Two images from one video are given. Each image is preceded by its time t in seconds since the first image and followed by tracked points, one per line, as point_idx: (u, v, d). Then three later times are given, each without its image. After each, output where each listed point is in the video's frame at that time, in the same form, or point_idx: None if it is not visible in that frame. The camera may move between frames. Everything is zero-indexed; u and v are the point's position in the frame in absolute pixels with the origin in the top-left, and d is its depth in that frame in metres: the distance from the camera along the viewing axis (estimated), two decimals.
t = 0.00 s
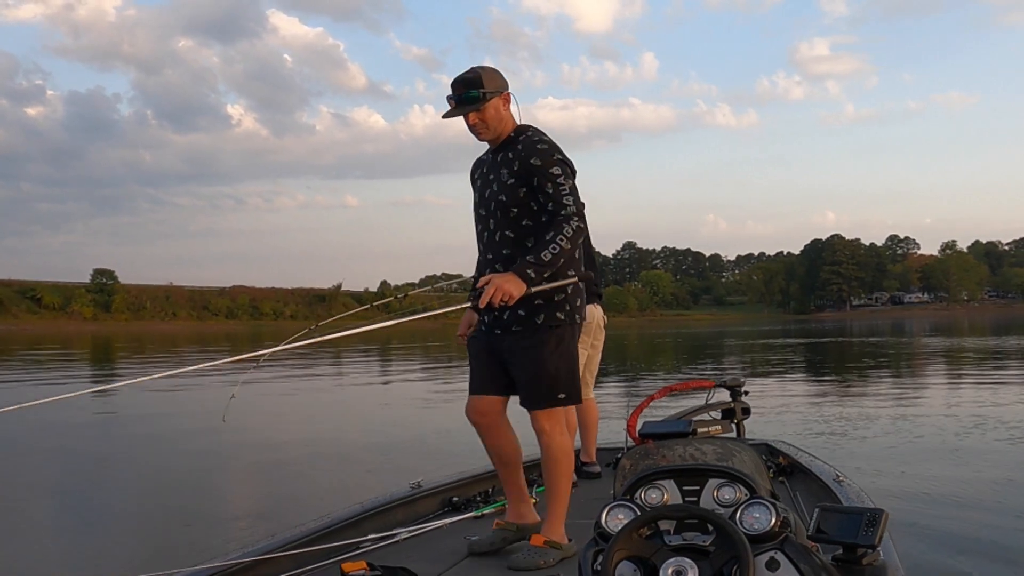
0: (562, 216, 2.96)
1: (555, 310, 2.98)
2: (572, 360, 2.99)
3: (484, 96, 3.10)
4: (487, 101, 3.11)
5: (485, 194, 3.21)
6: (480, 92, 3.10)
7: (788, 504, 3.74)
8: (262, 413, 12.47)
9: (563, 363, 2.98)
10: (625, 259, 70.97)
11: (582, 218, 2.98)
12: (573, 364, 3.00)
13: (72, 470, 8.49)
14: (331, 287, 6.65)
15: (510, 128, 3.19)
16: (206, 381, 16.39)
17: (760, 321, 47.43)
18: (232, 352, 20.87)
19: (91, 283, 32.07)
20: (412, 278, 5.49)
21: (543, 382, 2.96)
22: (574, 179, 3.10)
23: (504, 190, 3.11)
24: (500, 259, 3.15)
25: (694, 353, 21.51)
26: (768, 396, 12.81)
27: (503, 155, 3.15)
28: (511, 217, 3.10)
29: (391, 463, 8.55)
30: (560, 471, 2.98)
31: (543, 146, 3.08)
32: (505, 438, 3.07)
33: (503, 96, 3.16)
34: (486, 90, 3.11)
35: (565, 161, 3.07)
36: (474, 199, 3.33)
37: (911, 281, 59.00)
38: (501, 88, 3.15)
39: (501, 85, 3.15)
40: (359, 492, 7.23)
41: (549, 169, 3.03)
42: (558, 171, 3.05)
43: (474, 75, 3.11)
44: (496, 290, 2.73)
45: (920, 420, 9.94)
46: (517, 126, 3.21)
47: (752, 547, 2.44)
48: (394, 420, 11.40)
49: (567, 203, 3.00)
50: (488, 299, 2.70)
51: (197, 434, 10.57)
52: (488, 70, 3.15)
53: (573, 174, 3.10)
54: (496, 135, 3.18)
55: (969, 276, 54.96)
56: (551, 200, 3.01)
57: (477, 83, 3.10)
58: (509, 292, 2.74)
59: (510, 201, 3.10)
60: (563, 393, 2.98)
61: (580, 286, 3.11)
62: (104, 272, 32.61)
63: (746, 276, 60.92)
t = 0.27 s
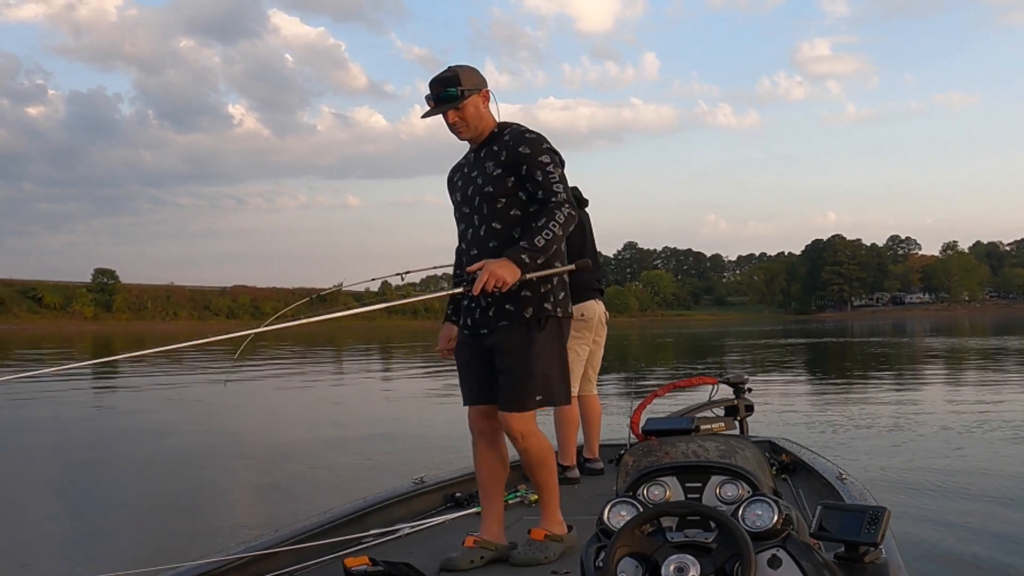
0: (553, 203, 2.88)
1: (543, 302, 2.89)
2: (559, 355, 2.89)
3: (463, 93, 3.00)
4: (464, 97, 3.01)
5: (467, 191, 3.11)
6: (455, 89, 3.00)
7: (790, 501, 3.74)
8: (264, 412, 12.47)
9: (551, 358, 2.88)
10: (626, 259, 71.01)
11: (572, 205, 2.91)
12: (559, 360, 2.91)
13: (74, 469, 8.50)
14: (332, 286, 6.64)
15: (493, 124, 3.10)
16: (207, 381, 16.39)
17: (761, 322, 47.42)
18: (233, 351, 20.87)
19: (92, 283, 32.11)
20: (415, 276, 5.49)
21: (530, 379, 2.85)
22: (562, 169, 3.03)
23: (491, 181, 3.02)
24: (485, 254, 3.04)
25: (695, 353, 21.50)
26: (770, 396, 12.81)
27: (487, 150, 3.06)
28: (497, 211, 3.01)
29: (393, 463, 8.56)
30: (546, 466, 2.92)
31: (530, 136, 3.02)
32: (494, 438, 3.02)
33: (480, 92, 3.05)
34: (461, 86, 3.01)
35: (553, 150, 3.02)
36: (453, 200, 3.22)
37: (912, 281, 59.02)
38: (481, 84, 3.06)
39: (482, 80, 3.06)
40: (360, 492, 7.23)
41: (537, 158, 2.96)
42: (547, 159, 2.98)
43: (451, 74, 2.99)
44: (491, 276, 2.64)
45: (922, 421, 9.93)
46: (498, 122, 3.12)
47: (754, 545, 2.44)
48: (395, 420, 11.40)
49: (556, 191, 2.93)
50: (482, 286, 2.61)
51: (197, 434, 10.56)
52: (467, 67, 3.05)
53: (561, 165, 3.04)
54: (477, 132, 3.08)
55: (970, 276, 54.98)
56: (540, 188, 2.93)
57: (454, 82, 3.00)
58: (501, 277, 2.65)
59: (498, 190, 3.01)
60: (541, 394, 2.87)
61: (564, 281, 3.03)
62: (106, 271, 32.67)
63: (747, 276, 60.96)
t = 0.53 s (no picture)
0: (553, 206, 2.69)
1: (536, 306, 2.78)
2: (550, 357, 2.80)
3: (422, 108, 2.83)
4: (434, 108, 2.83)
5: (462, 195, 2.90)
6: (419, 104, 2.84)
7: (799, 502, 3.73)
8: (266, 413, 12.47)
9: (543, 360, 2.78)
10: (627, 260, 71.05)
11: (573, 210, 2.72)
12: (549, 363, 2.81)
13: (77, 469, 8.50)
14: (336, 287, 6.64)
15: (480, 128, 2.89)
16: (209, 381, 16.39)
17: (762, 322, 47.38)
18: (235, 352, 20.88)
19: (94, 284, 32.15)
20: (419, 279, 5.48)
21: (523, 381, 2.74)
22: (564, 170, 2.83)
23: (488, 184, 2.82)
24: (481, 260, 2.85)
25: (697, 353, 21.50)
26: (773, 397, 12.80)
27: (479, 153, 2.86)
28: (492, 215, 2.81)
29: (396, 463, 8.55)
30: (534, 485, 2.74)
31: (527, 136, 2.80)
32: (488, 451, 2.93)
33: (452, 101, 2.83)
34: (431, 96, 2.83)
35: (554, 152, 2.79)
36: (445, 204, 3.01)
37: (914, 282, 59.00)
38: (458, 89, 2.85)
39: (460, 84, 2.86)
40: (364, 492, 7.23)
41: (536, 159, 2.75)
42: (547, 160, 2.77)
43: (416, 87, 2.84)
44: (486, 276, 2.48)
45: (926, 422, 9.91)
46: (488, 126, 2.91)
47: (763, 546, 2.42)
48: (397, 421, 11.39)
49: (557, 195, 2.72)
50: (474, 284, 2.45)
51: (200, 435, 10.56)
52: (441, 74, 2.86)
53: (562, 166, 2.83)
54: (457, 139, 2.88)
55: (972, 277, 55.00)
56: (540, 191, 2.73)
57: (416, 96, 2.85)
58: (496, 276, 2.50)
59: (495, 194, 2.80)
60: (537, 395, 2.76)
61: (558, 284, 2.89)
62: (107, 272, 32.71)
63: (748, 276, 60.97)
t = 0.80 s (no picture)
0: (563, 233, 2.59)
1: (548, 342, 2.63)
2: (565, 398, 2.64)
3: (430, 131, 2.81)
4: (444, 130, 2.80)
5: (470, 221, 2.83)
6: (430, 127, 2.82)
7: (807, 504, 3.74)
8: (268, 415, 12.48)
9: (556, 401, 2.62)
10: (627, 260, 71.08)
11: (583, 237, 2.61)
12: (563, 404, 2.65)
13: (80, 472, 8.50)
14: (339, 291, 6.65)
15: (493, 149, 2.83)
16: (211, 384, 16.41)
17: (763, 323, 47.42)
18: (237, 354, 20.90)
19: (95, 287, 32.19)
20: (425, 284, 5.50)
21: (534, 423, 2.59)
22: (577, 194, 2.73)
23: (496, 210, 2.74)
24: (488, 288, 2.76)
25: (698, 354, 21.51)
26: (775, 398, 12.81)
27: (488, 178, 2.80)
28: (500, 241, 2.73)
29: (399, 466, 8.55)
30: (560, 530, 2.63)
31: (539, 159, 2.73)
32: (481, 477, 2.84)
33: (461, 124, 2.79)
34: (440, 119, 2.80)
35: (565, 176, 2.71)
36: (457, 228, 2.95)
37: (914, 282, 59.00)
38: (470, 109, 2.82)
39: (472, 103, 2.82)
40: (368, 495, 7.24)
41: (546, 182, 2.66)
42: (559, 183, 2.67)
43: (425, 111, 2.83)
44: (493, 304, 2.39)
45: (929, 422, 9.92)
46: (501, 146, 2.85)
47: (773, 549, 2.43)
48: (400, 423, 11.39)
49: (569, 220, 2.62)
50: (478, 313, 2.36)
51: (203, 437, 10.56)
52: (451, 93, 2.83)
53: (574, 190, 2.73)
54: (466, 162, 2.84)
55: (973, 277, 55.03)
56: (550, 216, 2.63)
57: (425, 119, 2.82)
58: (498, 306, 2.39)
59: (503, 221, 2.72)
60: (550, 442, 2.60)
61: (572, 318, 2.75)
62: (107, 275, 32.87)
63: (748, 276, 60.98)
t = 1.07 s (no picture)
0: (581, 265, 2.58)
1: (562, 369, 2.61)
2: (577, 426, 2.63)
3: (458, 128, 2.74)
4: (475, 129, 2.75)
5: (489, 229, 2.78)
6: (459, 126, 2.75)
7: (808, 506, 3.74)
8: (269, 418, 12.48)
9: (567, 428, 2.61)
10: (627, 262, 71.05)
11: (603, 270, 2.59)
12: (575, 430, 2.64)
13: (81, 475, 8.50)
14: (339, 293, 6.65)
15: (518, 156, 2.80)
16: (211, 386, 16.40)
17: (763, 324, 47.41)
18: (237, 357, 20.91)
19: (95, 291, 32.19)
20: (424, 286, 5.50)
21: (540, 447, 2.60)
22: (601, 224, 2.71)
23: (519, 225, 2.70)
24: (499, 301, 2.75)
25: (699, 356, 21.51)
26: (776, 399, 12.81)
27: (511, 187, 2.76)
28: (518, 260, 2.70)
29: (400, 469, 8.56)
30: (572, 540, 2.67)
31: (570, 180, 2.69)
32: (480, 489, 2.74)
33: (492, 124, 2.76)
34: (471, 118, 2.75)
35: (595, 203, 2.68)
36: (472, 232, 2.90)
37: (914, 282, 58.99)
38: (499, 111, 2.79)
39: (501, 106, 2.79)
40: (369, 497, 7.24)
41: (573, 209, 2.64)
42: (586, 211, 2.65)
43: (453, 107, 2.76)
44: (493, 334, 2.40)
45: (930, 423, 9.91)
46: (526, 154, 2.82)
47: (773, 549, 2.42)
48: (400, 425, 11.40)
49: (589, 250, 2.61)
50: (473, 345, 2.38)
51: (204, 440, 10.57)
52: (479, 92, 2.79)
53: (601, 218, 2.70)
54: (489, 166, 2.79)
55: (974, 277, 55.03)
56: (571, 244, 2.62)
57: (454, 118, 2.75)
58: (498, 337, 2.41)
59: (524, 235, 2.69)
60: (567, 464, 2.60)
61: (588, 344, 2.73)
62: (108, 279, 32.89)
63: (749, 277, 60.91)
